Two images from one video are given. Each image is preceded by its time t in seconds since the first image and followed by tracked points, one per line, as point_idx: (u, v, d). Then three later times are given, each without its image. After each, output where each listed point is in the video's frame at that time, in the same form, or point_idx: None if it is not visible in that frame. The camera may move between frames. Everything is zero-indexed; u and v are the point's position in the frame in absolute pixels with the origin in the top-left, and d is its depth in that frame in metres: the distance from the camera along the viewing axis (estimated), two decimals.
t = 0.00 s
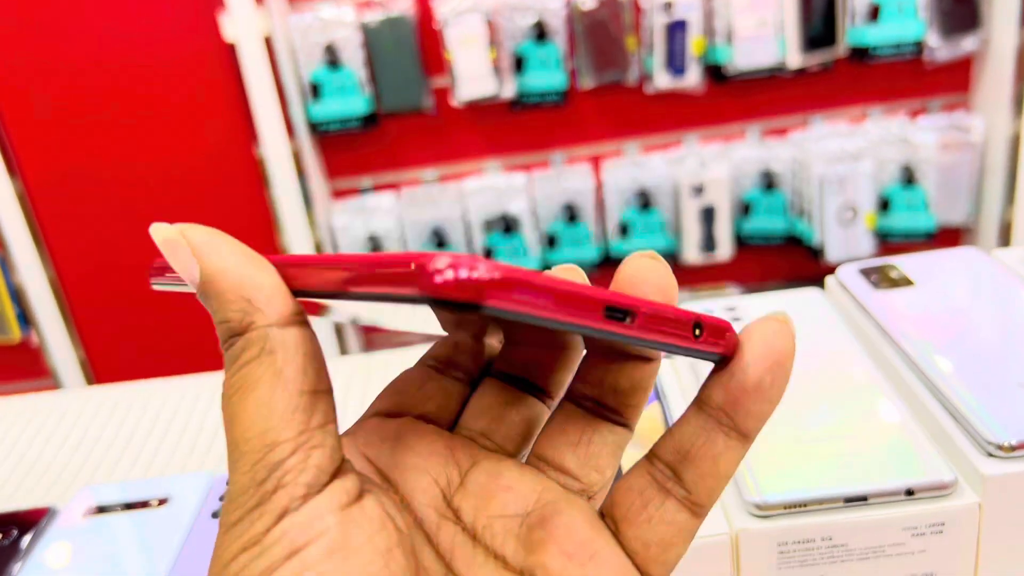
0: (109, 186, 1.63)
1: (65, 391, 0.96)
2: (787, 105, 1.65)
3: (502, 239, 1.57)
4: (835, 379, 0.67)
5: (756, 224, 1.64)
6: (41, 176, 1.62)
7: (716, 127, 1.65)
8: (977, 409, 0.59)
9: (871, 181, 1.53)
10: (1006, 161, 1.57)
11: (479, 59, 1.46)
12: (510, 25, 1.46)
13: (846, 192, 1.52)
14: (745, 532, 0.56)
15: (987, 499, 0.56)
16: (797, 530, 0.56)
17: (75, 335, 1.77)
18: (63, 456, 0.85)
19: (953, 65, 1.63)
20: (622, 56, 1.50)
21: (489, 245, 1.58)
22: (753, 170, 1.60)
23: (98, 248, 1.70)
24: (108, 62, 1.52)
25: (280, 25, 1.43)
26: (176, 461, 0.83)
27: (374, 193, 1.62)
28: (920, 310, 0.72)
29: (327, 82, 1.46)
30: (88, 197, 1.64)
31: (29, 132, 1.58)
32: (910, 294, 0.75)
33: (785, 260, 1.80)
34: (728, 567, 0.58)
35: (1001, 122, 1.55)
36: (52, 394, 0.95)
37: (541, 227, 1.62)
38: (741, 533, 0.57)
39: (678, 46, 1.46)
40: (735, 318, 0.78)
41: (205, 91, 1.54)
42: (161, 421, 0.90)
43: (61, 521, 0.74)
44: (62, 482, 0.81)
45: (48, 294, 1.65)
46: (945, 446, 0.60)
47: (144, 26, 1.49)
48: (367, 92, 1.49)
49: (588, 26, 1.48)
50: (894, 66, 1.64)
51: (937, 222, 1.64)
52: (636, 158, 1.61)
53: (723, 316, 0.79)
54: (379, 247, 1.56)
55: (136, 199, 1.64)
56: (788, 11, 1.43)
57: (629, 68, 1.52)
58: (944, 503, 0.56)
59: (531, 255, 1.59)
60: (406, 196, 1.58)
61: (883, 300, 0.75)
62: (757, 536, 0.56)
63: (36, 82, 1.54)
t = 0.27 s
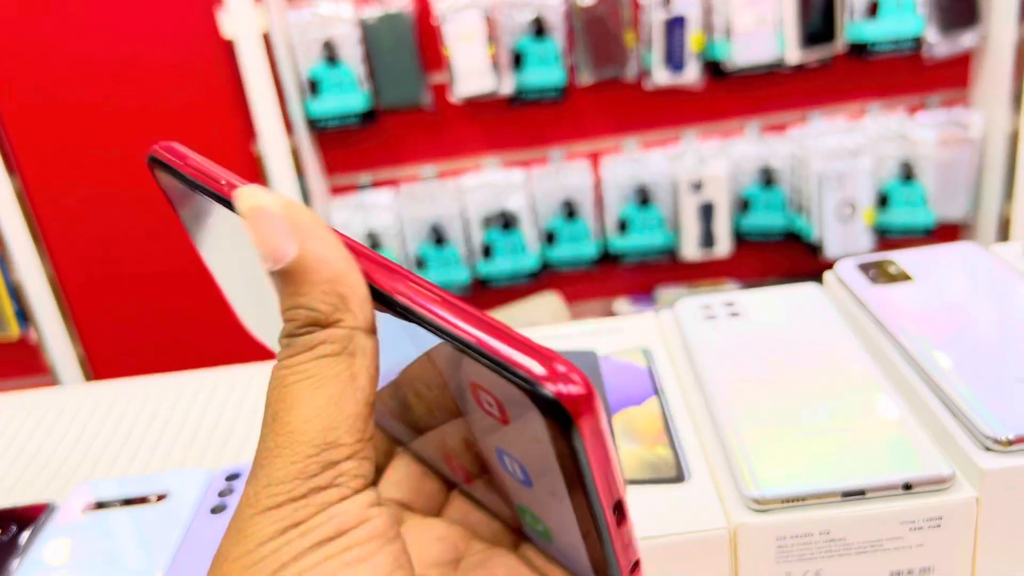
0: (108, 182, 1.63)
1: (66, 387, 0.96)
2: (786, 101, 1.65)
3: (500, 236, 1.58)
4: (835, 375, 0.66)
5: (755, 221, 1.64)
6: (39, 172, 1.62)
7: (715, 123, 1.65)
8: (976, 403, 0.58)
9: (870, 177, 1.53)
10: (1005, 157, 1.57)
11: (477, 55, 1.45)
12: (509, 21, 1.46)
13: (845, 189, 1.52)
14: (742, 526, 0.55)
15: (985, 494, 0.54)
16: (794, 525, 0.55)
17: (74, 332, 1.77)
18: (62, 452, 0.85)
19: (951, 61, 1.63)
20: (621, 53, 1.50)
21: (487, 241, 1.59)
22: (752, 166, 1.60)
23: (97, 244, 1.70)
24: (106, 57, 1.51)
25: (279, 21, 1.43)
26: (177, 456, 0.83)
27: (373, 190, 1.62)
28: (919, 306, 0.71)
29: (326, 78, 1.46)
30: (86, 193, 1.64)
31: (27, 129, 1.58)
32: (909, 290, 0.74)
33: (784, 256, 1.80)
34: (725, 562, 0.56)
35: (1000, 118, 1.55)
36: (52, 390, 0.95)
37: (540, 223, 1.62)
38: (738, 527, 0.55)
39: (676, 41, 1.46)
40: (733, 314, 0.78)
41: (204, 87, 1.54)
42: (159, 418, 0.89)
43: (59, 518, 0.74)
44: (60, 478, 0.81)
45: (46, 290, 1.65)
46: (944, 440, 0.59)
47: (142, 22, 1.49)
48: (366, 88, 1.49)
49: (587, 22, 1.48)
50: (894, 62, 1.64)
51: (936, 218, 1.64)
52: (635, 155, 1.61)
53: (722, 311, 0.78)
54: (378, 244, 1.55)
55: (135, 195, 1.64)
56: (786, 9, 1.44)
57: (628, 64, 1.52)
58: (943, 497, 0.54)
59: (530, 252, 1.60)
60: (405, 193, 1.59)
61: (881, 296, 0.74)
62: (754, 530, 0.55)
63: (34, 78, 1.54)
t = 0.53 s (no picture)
0: (104, 178, 1.63)
1: (63, 381, 0.96)
2: (784, 97, 1.65)
3: (497, 231, 1.56)
4: (832, 370, 0.66)
5: (751, 217, 1.63)
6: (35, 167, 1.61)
7: (712, 119, 1.66)
8: (973, 394, 0.58)
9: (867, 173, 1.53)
10: (1002, 152, 1.57)
11: (475, 51, 1.45)
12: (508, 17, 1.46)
13: (841, 184, 1.52)
14: (740, 516, 0.55)
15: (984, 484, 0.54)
16: (793, 515, 0.54)
17: (71, 327, 1.76)
18: (58, 446, 0.85)
19: (948, 57, 1.63)
20: (619, 48, 1.50)
21: (485, 236, 1.58)
22: (749, 162, 1.60)
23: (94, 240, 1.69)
24: (103, 52, 1.51)
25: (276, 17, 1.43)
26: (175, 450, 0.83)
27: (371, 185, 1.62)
28: (916, 299, 0.71)
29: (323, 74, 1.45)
30: (83, 187, 1.64)
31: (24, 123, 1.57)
32: (907, 282, 0.74)
33: (781, 252, 1.80)
34: (723, 553, 0.56)
35: (996, 114, 1.55)
36: (49, 384, 0.95)
37: (537, 218, 1.62)
38: (736, 518, 0.55)
39: (673, 37, 1.46)
40: (730, 306, 0.78)
41: (201, 82, 1.54)
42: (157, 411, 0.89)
43: (56, 511, 0.74)
44: (57, 472, 0.81)
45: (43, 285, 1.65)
46: (942, 431, 0.59)
47: (139, 17, 1.48)
48: (362, 85, 1.48)
49: (585, 18, 1.47)
50: (891, 58, 1.64)
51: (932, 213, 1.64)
52: (633, 150, 1.61)
53: (719, 304, 0.78)
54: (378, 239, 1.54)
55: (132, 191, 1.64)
56: (783, 5, 1.44)
57: (626, 59, 1.51)
58: (941, 488, 0.54)
59: (527, 248, 1.58)
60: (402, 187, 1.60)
61: (879, 288, 0.74)
62: (752, 521, 0.55)
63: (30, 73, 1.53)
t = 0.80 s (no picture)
0: (98, 172, 1.61)
1: (58, 372, 0.95)
2: (781, 92, 1.65)
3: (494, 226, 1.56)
4: (832, 358, 0.65)
5: (747, 211, 1.63)
6: (30, 161, 1.60)
7: (710, 112, 1.65)
8: (977, 380, 0.57)
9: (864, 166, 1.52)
10: (999, 146, 1.56)
11: (472, 44, 1.44)
12: (505, 10, 1.45)
13: (839, 178, 1.51)
14: (742, 504, 0.54)
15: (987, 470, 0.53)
16: (795, 502, 0.54)
17: (66, 321, 1.75)
18: (52, 439, 0.84)
19: (945, 51, 1.63)
20: (616, 42, 1.49)
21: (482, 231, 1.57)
22: (747, 155, 1.59)
23: (88, 234, 1.68)
24: (97, 44, 1.50)
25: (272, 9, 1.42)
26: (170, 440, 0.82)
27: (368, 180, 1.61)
28: (918, 287, 0.70)
29: (320, 67, 1.43)
30: (78, 181, 1.62)
31: (18, 116, 1.56)
32: (909, 270, 0.73)
33: (778, 246, 1.80)
34: (724, 541, 0.55)
35: (994, 108, 1.55)
36: (42, 377, 0.94)
37: (535, 212, 1.61)
38: (737, 505, 0.54)
39: (671, 32, 1.46)
40: (730, 294, 0.77)
41: (196, 75, 1.53)
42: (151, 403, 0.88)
43: (49, 503, 0.73)
44: (51, 464, 0.80)
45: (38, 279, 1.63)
46: (945, 418, 0.58)
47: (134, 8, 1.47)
48: (359, 78, 1.47)
49: (582, 12, 1.46)
50: (888, 52, 1.63)
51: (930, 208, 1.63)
52: (630, 143, 1.60)
53: (719, 291, 0.78)
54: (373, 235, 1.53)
55: (127, 184, 1.63)
56: None
57: (624, 53, 1.51)
58: (944, 475, 0.53)
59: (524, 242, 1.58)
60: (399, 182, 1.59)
61: (881, 276, 0.73)
62: (754, 508, 0.54)
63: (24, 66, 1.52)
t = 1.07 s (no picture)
0: (94, 167, 1.61)
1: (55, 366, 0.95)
2: (778, 87, 1.65)
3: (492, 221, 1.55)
4: (835, 350, 0.65)
5: (747, 206, 1.63)
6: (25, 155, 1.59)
7: (707, 107, 1.65)
8: (982, 369, 0.57)
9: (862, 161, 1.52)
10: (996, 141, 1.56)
11: (468, 39, 1.44)
12: (501, 4, 1.44)
13: (837, 172, 1.51)
14: (748, 494, 0.54)
15: (992, 460, 0.53)
16: (800, 492, 0.53)
17: (61, 316, 1.74)
18: (48, 433, 0.83)
19: (942, 46, 1.63)
20: (613, 36, 1.49)
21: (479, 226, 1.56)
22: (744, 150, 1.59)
23: (83, 230, 1.67)
24: (93, 38, 1.49)
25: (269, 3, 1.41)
26: (167, 433, 0.82)
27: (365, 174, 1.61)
28: (920, 277, 0.70)
29: (316, 61, 1.43)
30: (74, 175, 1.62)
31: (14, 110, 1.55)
32: (914, 260, 0.73)
33: (775, 241, 1.80)
34: (728, 531, 0.55)
35: (991, 102, 1.55)
36: (38, 371, 0.93)
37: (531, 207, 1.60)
38: (743, 495, 0.54)
39: (668, 27, 1.45)
40: (733, 285, 0.77)
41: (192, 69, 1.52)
42: (147, 397, 0.88)
43: (46, 498, 0.72)
44: (47, 458, 0.80)
45: (34, 274, 1.63)
46: (950, 409, 0.58)
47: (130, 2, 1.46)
48: (356, 72, 1.47)
49: (579, 7, 1.45)
50: (885, 47, 1.63)
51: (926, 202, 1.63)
52: (628, 138, 1.60)
53: (721, 283, 0.77)
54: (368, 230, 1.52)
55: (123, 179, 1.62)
56: None
57: (621, 48, 1.51)
58: (950, 465, 0.53)
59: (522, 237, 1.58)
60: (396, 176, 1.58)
61: (885, 266, 0.73)
62: (760, 498, 0.54)
63: (19, 60, 1.51)
